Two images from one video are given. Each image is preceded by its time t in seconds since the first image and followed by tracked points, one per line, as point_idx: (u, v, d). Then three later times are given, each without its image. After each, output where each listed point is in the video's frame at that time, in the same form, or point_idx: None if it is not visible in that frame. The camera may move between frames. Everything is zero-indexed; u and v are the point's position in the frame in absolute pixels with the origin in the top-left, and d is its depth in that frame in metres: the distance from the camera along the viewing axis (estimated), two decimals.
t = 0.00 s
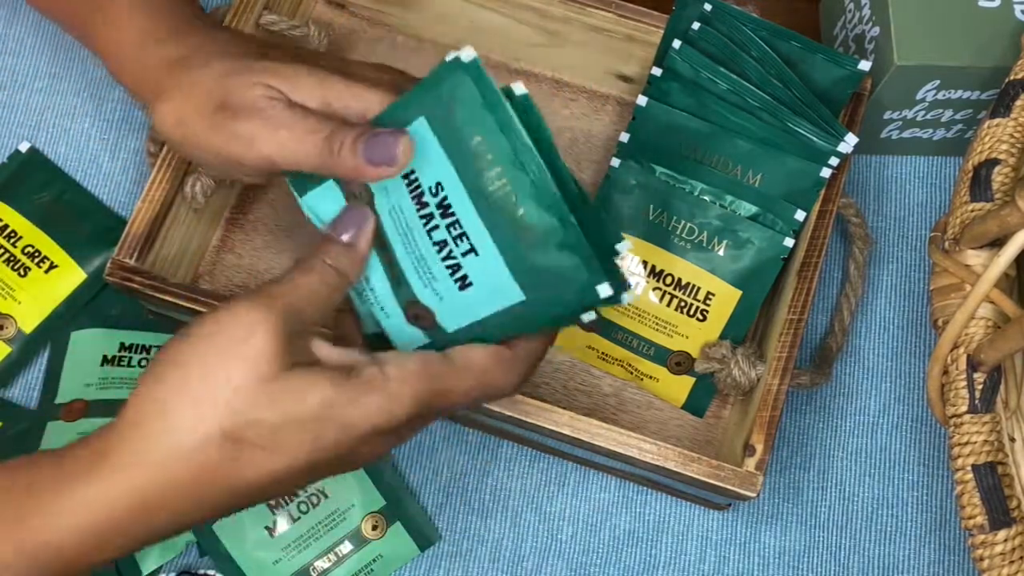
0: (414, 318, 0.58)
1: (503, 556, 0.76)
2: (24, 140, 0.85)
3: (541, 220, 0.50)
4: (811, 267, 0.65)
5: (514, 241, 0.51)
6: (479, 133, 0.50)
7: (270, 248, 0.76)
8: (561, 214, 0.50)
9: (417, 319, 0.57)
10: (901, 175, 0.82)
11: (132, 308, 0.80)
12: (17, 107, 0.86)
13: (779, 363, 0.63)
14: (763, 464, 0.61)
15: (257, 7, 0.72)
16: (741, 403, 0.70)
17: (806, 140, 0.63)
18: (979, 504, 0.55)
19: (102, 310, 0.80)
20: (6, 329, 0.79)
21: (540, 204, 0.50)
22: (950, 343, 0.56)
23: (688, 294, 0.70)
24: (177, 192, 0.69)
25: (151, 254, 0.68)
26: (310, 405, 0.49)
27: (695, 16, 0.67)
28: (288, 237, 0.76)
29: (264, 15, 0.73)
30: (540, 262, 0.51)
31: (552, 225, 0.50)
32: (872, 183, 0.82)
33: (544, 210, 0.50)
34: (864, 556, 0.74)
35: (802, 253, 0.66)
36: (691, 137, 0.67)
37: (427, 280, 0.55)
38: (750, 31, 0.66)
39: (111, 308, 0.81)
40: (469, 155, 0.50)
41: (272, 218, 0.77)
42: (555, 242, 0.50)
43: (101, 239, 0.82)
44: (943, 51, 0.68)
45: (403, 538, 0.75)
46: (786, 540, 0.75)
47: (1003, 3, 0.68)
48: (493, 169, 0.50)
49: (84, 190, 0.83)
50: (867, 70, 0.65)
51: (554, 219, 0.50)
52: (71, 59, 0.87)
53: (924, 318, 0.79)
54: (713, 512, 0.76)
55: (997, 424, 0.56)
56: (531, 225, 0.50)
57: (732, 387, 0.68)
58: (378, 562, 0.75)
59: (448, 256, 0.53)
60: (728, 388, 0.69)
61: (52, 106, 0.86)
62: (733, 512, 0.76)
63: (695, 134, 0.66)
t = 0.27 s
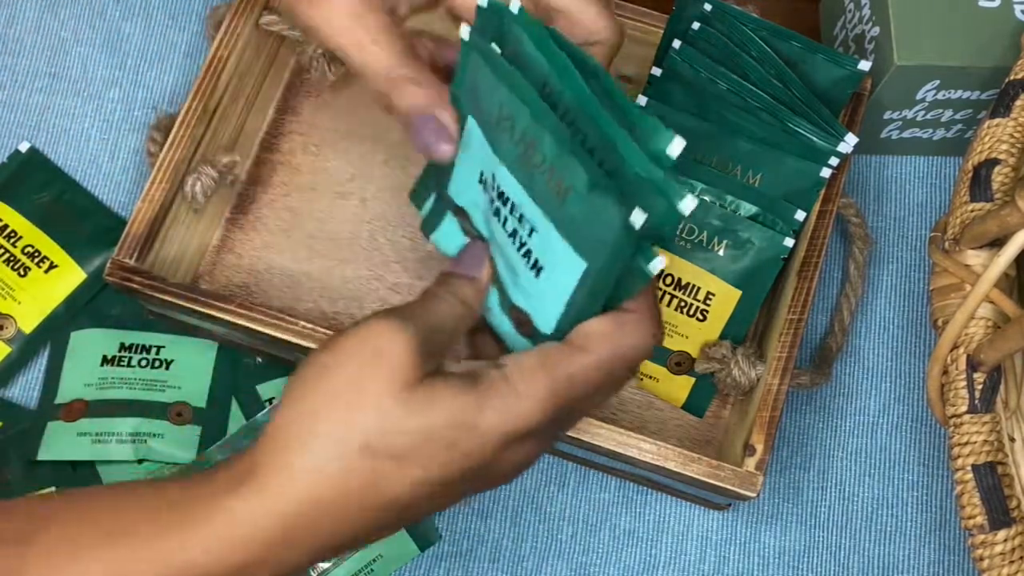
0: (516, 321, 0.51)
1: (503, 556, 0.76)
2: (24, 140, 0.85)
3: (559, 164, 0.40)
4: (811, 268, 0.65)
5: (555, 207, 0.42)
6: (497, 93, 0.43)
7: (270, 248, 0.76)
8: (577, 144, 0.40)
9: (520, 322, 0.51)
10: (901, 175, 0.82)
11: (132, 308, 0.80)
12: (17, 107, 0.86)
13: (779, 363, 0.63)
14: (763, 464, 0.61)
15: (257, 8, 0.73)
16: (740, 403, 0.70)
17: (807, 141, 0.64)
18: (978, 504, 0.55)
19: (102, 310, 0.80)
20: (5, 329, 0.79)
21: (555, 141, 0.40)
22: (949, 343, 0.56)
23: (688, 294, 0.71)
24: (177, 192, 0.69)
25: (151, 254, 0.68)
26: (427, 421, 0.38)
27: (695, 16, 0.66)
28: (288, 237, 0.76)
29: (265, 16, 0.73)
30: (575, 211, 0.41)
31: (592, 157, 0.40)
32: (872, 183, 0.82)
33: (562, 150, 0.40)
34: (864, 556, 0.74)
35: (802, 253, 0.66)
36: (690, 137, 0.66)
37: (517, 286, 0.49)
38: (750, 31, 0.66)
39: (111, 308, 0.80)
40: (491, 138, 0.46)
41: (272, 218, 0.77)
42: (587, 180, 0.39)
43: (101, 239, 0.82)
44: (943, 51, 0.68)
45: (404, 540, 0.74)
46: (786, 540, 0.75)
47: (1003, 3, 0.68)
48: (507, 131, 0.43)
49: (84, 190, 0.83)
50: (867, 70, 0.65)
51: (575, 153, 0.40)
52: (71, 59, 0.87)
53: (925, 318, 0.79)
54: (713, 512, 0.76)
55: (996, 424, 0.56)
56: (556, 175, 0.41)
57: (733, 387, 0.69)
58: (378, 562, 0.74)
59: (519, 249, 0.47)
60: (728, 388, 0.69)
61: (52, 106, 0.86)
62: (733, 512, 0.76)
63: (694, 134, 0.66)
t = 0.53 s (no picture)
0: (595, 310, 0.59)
1: (503, 557, 0.76)
2: (24, 140, 0.85)
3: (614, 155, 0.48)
4: (810, 268, 0.66)
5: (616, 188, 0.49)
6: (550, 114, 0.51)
7: (270, 248, 0.76)
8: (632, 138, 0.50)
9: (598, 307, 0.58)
10: (901, 175, 0.82)
11: (133, 308, 0.80)
12: (17, 107, 0.86)
13: (779, 363, 0.64)
14: (763, 464, 0.61)
15: (257, 7, 0.73)
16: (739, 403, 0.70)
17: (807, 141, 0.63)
18: (979, 504, 0.55)
19: (102, 310, 0.80)
20: (5, 329, 0.79)
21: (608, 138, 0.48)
22: (950, 343, 0.56)
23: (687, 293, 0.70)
24: (177, 192, 0.69)
25: (151, 253, 0.68)
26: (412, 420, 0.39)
27: (695, 16, 0.67)
28: (288, 237, 0.76)
29: (264, 16, 0.73)
30: (618, 194, 0.49)
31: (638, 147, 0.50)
32: (872, 183, 0.82)
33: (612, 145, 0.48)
34: (864, 556, 0.74)
35: (802, 254, 0.66)
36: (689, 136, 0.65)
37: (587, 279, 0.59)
38: (750, 31, 0.66)
39: (111, 308, 0.80)
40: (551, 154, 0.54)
41: (272, 218, 0.77)
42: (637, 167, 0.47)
43: (101, 239, 0.82)
44: (943, 51, 0.68)
45: (404, 539, 0.75)
46: (787, 540, 0.75)
47: (1003, 3, 0.68)
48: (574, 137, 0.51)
49: (84, 191, 0.83)
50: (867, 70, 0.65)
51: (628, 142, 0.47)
52: (71, 60, 0.87)
53: (925, 318, 0.79)
54: (713, 512, 0.76)
55: (997, 424, 0.56)
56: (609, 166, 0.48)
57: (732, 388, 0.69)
58: (378, 562, 0.76)
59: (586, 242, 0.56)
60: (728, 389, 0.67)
61: (52, 106, 0.86)
62: (733, 512, 0.76)
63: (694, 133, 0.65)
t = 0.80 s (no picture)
0: (667, 377, 0.66)
1: (503, 557, 0.76)
2: (24, 140, 0.85)
3: (673, 229, 0.59)
4: (810, 268, 0.65)
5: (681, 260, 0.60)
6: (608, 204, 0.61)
7: (270, 248, 0.76)
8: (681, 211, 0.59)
9: (670, 377, 0.66)
10: (901, 175, 0.82)
11: (133, 308, 0.80)
12: (17, 107, 0.86)
13: (779, 363, 0.64)
14: (763, 464, 0.61)
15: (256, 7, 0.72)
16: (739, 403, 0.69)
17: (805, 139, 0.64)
18: (979, 504, 0.55)
19: (102, 311, 0.80)
20: (5, 329, 0.79)
21: (665, 212, 0.59)
22: (950, 343, 0.56)
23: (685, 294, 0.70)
24: (177, 192, 0.69)
25: (151, 254, 0.68)
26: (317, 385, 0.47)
27: (695, 16, 0.67)
28: (288, 237, 0.76)
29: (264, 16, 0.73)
30: (688, 256, 0.60)
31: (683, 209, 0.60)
32: (872, 183, 0.82)
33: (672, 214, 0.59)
34: (864, 556, 0.74)
35: (802, 253, 0.66)
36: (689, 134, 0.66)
37: (655, 343, 0.65)
38: (750, 31, 0.66)
39: (112, 308, 0.80)
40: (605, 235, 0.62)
41: (272, 218, 0.77)
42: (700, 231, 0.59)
43: (101, 239, 0.82)
44: (943, 51, 0.68)
45: (403, 537, 0.76)
46: (787, 540, 0.75)
47: (1003, 3, 0.68)
48: (625, 220, 0.61)
49: (85, 191, 0.83)
50: (867, 70, 0.65)
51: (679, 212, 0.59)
52: (71, 60, 0.87)
53: (925, 318, 0.79)
54: (713, 512, 0.76)
55: (997, 424, 0.56)
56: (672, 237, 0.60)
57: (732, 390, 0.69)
58: (378, 562, 0.76)
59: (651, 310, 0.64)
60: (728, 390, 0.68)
61: (52, 106, 0.86)
62: (733, 512, 0.75)
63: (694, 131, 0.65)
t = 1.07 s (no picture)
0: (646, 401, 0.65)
1: (503, 556, 0.76)
2: (24, 140, 0.85)
3: (648, 250, 0.66)
4: (810, 268, 0.65)
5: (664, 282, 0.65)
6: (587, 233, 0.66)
7: (270, 248, 0.76)
8: (652, 231, 0.66)
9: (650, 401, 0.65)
10: (901, 175, 0.82)
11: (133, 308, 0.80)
12: (17, 107, 0.86)
13: (779, 363, 0.64)
14: (763, 464, 0.61)
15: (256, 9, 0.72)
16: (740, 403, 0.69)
17: (806, 139, 0.63)
18: (978, 504, 0.55)
19: (102, 311, 0.80)
20: (6, 329, 0.79)
21: (639, 237, 0.66)
22: (949, 343, 0.56)
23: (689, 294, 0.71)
24: (177, 193, 0.69)
25: (151, 254, 0.68)
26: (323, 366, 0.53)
27: (695, 16, 0.67)
28: (289, 238, 0.76)
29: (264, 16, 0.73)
30: (671, 276, 0.65)
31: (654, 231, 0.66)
32: (872, 183, 0.82)
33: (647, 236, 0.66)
34: (864, 556, 0.74)
35: (801, 253, 0.66)
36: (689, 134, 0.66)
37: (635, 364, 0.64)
38: (750, 31, 0.67)
39: (111, 308, 0.80)
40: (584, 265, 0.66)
41: (272, 218, 0.77)
42: (676, 250, 0.65)
43: (101, 239, 0.82)
44: (942, 51, 0.68)
45: (403, 537, 0.76)
46: (787, 540, 0.75)
47: (1003, 3, 0.68)
48: (598, 249, 0.66)
49: (84, 191, 0.83)
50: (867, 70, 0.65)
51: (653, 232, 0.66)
52: (71, 60, 0.87)
53: (925, 318, 0.79)
54: (713, 512, 0.76)
55: (997, 424, 0.56)
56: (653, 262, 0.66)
57: (731, 389, 0.68)
58: (378, 562, 0.76)
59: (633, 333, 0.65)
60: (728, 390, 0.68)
61: (52, 106, 0.86)
62: (733, 512, 0.75)
63: (693, 130, 0.66)
